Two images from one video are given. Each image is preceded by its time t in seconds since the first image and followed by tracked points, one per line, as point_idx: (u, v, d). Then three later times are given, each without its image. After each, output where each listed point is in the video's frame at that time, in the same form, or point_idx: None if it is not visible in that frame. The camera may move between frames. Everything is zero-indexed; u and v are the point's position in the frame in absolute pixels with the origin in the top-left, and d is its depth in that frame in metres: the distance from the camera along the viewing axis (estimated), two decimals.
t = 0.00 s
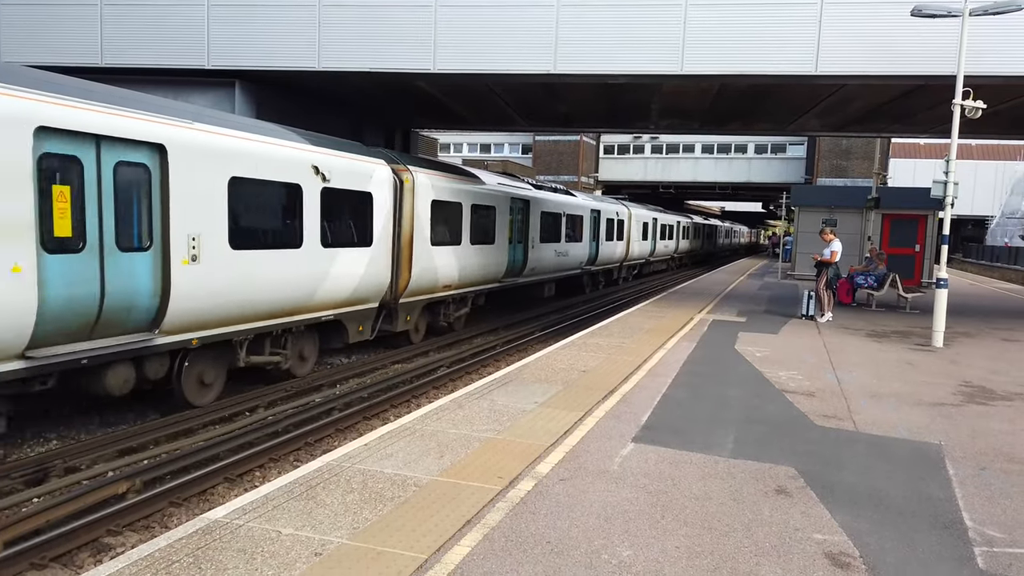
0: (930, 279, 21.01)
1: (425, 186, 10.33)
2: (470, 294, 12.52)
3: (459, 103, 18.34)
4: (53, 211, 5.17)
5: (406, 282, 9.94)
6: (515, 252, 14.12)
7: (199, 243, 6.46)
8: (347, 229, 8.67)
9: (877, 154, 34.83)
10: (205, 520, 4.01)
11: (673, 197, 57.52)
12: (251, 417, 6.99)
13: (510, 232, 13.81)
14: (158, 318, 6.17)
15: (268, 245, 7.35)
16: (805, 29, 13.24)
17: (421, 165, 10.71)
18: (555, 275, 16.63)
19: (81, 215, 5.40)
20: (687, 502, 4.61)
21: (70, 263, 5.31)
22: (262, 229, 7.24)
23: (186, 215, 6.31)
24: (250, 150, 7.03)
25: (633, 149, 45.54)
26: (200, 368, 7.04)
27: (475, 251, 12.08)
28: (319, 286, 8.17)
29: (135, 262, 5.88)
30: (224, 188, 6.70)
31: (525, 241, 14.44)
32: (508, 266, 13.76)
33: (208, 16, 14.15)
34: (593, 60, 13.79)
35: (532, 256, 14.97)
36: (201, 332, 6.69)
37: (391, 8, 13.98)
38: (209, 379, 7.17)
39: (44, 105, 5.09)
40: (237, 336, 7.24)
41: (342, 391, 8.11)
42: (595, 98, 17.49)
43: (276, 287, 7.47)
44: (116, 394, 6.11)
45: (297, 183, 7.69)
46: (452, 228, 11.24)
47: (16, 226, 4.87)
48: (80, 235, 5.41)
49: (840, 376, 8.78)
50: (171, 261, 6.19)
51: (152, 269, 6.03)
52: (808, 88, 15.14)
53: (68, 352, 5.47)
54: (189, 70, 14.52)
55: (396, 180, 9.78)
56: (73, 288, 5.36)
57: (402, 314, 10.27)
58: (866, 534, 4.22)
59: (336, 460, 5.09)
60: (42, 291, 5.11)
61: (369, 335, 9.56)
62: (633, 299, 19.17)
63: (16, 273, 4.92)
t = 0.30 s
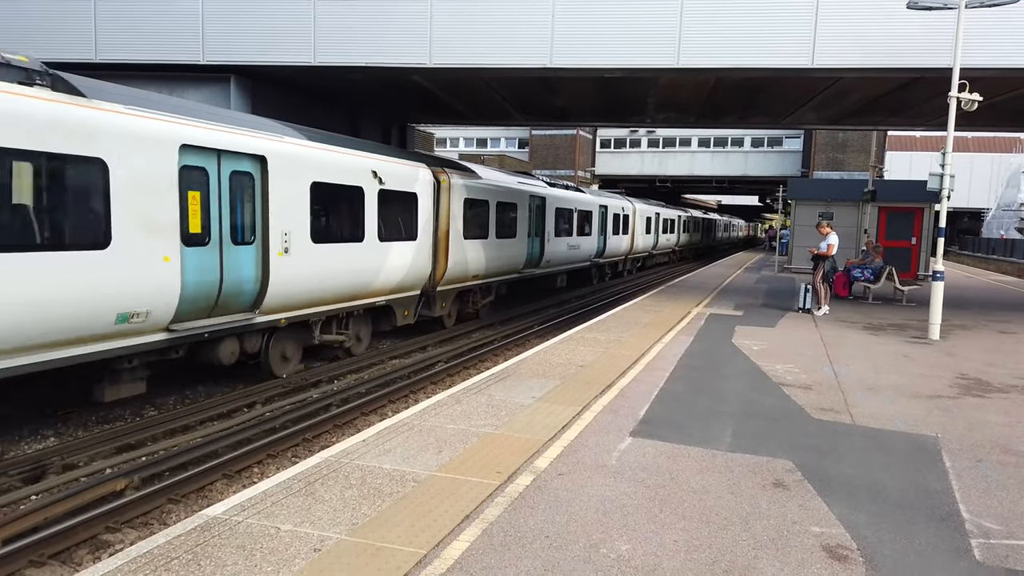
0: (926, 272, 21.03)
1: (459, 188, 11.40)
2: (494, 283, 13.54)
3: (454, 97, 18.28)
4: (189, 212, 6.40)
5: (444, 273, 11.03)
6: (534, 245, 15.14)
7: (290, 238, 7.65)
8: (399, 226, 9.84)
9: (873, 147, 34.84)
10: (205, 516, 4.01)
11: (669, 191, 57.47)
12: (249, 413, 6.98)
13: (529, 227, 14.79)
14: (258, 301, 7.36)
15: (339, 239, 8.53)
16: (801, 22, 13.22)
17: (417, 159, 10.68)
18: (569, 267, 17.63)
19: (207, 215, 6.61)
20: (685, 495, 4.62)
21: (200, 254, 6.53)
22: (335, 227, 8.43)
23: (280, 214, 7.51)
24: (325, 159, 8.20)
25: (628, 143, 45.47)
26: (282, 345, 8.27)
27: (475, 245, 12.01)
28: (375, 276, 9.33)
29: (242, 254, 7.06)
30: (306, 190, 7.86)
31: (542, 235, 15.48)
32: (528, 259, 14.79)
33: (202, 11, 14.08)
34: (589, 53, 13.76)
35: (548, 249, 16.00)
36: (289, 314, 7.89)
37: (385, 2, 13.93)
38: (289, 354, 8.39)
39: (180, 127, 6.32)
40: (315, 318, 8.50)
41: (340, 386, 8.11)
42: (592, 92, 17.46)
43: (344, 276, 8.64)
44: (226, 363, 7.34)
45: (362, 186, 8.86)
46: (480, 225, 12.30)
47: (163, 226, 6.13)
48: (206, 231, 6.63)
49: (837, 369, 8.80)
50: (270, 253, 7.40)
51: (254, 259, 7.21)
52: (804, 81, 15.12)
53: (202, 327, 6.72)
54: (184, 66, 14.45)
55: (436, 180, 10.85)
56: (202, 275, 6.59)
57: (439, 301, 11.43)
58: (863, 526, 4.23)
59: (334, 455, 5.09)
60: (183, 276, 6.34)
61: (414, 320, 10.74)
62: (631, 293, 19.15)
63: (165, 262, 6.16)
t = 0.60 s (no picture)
0: (924, 269, 21.06)
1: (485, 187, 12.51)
2: (516, 278, 14.60)
3: (452, 95, 18.27)
4: (281, 214, 7.55)
5: (475, 266, 12.13)
6: (550, 242, 16.17)
7: (356, 236, 8.78)
8: (440, 225, 10.98)
9: (871, 144, 34.88)
10: (205, 515, 4.01)
11: (668, 189, 57.48)
12: (247, 412, 6.99)
13: (546, 225, 15.84)
14: (331, 290, 8.51)
15: (392, 237, 9.64)
16: (798, 21, 13.24)
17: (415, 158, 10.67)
18: (580, 263, 18.66)
19: (295, 216, 7.78)
20: (684, 493, 4.63)
21: (290, 250, 7.68)
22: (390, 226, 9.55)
23: (347, 215, 8.65)
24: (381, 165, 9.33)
25: (627, 141, 45.47)
26: (344, 329, 9.43)
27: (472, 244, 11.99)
28: (420, 270, 10.46)
29: (318, 250, 8.20)
30: (367, 194, 8.99)
31: (558, 232, 16.52)
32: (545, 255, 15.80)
33: (199, 10, 14.06)
34: (587, 51, 13.76)
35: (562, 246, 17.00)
36: (353, 302, 9.05)
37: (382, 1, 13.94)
38: (350, 337, 9.55)
39: (272, 141, 7.44)
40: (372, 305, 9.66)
41: (338, 385, 8.12)
42: (590, 90, 17.47)
43: (397, 269, 9.77)
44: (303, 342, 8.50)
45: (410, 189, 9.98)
46: (503, 224, 13.44)
47: (262, 227, 7.29)
48: (294, 230, 7.80)
49: (835, 366, 8.83)
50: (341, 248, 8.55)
51: (328, 254, 8.35)
52: (802, 79, 15.13)
53: (291, 312, 7.88)
54: (182, 65, 14.44)
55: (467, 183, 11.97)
56: (289, 267, 7.73)
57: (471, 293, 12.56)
58: (863, 523, 4.25)
59: (333, 454, 5.10)
60: (276, 268, 7.48)
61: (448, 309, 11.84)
62: (630, 292, 19.17)
63: (266, 257, 7.37)
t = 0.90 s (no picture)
0: (925, 268, 21.03)
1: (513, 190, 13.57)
2: (537, 274, 15.64)
3: (453, 95, 18.27)
4: (353, 216, 8.78)
5: (505, 262, 13.26)
6: (568, 240, 17.17)
7: (409, 235, 10.01)
8: (475, 224, 12.16)
9: (872, 143, 34.85)
10: (207, 515, 4.02)
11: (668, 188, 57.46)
12: (248, 412, 6.99)
13: (564, 225, 16.79)
14: (388, 282, 9.72)
15: (437, 237, 10.84)
16: (799, 20, 13.24)
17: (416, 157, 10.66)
18: (593, 262, 19.59)
19: (362, 217, 9.01)
20: (686, 492, 4.63)
21: (358, 247, 8.91)
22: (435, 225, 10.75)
23: (401, 216, 9.88)
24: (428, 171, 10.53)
25: (628, 140, 45.49)
26: (395, 318, 10.61)
27: (472, 243, 11.96)
28: (459, 266, 11.63)
29: (380, 247, 9.43)
30: (417, 198, 10.21)
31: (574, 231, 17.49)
32: (562, 253, 16.74)
33: (200, 10, 14.06)
34: (587, 51, 13.76)
35: (578, 244, 17.94)
36: (405, 293, 10.26)
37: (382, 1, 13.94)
38: (399, 324, 10.66)
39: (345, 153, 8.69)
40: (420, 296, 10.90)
41: (340, 385, 8.13)
42: (591, 90, 17.46)
43: (440, 265, 10.93)
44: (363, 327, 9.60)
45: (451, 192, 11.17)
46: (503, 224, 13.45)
47: (337, 226, 8.50)
48: (361, 230, 9.02)
49: (836, 365, 8.83)
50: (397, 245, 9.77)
51: (387, 251, 9.57)
52: (803, 78, 15.13)
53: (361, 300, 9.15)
54: (183, 65, 14.45)
55: (497, 187, 13.14)
56: (357, 262, 8.97)
57: (499, 287, 13.63)
58: (864, 522, 4.24)
59: (336, 454, 5.11)
60: (349, 264, 8.73)
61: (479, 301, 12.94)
62: (631, 292, 19.16)
63: (341, 252, 8.59)
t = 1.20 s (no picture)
0: (927, 267, 21.00)
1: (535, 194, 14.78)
2: (554, 269, 16.87)
3: (454, 94, 18.28)
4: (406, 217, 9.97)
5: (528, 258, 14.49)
6: (583, 238, 18.29)
7: (451, 234, 11.23)
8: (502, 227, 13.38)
9: (874, 141, 34.84)
10: (211, 513, 4.03)
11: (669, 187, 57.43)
12: (250, 411, 6.99)
13: (579, 223, 17.91)
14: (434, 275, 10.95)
15: (470, 234, 12.02)
16: (801, 18, 13.24)
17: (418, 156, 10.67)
18: (605, 258, 20.62)
19: (414, 217, 10.27)
20: (689, 490, 4.63)
21: (411, 243, 10.17)
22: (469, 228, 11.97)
23: (443, 219, 11.09)
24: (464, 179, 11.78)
25: (629, 139, 45.48)
26: (434, 308, 11.78)
27: (473, 242, 11.98)
28: (490, 261, 12.88)
29: (426, 244, 10.67)
30: (455, 200, 11.40)
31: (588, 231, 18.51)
32: (578, 250, 17.90)
33: (201, 9, 14.06)
34: (589, 49, 13.75)
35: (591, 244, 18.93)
36: (446, 285, 11.48)
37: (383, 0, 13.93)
38: (438, 313, 11.87)
39: (401, 162, 9.93)
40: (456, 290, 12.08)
41: (342, 384, 8.13)
42: (592, 88, 17.45)
43: (474, 260, 12.18)
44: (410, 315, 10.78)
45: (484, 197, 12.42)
46: (502, 223, 13.44)
47: (395, 225, 9.71)
48: (413, 228, 10.28)
49: (838, 364, 8.82)
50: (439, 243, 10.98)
51: (432, 247, 10.80)
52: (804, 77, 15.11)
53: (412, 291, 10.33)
54: (185, 64, 14.46)
55: (522, 189, 14.41)
56: (409, 258, 10.17)
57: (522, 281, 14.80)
58: (868, 521, 4.24)
59: (338, 452, 5.12)
60: (404, 258, 9.96)
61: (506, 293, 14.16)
62: (632, 290, 19.19)
63: (398, 248, 9.79)
